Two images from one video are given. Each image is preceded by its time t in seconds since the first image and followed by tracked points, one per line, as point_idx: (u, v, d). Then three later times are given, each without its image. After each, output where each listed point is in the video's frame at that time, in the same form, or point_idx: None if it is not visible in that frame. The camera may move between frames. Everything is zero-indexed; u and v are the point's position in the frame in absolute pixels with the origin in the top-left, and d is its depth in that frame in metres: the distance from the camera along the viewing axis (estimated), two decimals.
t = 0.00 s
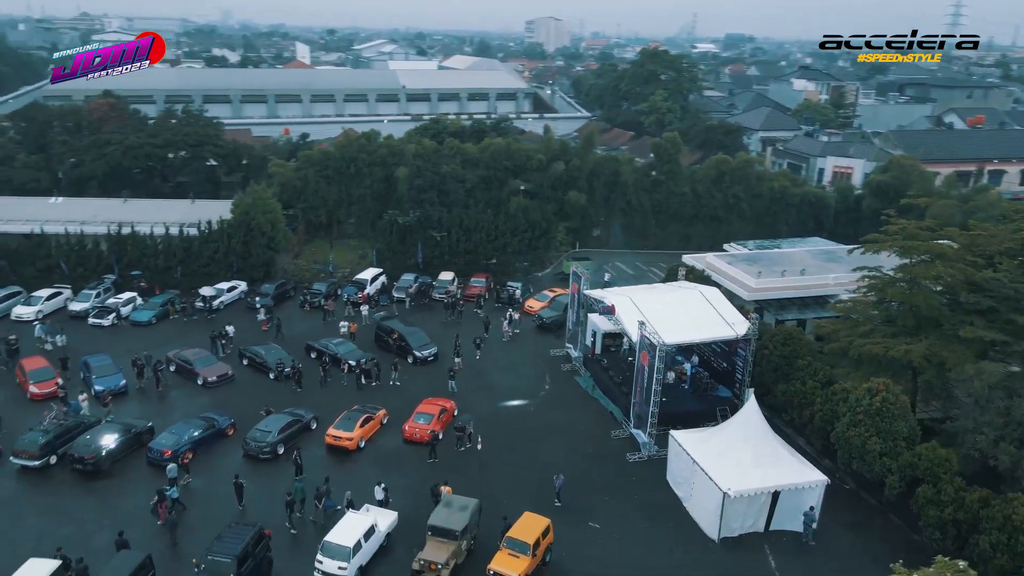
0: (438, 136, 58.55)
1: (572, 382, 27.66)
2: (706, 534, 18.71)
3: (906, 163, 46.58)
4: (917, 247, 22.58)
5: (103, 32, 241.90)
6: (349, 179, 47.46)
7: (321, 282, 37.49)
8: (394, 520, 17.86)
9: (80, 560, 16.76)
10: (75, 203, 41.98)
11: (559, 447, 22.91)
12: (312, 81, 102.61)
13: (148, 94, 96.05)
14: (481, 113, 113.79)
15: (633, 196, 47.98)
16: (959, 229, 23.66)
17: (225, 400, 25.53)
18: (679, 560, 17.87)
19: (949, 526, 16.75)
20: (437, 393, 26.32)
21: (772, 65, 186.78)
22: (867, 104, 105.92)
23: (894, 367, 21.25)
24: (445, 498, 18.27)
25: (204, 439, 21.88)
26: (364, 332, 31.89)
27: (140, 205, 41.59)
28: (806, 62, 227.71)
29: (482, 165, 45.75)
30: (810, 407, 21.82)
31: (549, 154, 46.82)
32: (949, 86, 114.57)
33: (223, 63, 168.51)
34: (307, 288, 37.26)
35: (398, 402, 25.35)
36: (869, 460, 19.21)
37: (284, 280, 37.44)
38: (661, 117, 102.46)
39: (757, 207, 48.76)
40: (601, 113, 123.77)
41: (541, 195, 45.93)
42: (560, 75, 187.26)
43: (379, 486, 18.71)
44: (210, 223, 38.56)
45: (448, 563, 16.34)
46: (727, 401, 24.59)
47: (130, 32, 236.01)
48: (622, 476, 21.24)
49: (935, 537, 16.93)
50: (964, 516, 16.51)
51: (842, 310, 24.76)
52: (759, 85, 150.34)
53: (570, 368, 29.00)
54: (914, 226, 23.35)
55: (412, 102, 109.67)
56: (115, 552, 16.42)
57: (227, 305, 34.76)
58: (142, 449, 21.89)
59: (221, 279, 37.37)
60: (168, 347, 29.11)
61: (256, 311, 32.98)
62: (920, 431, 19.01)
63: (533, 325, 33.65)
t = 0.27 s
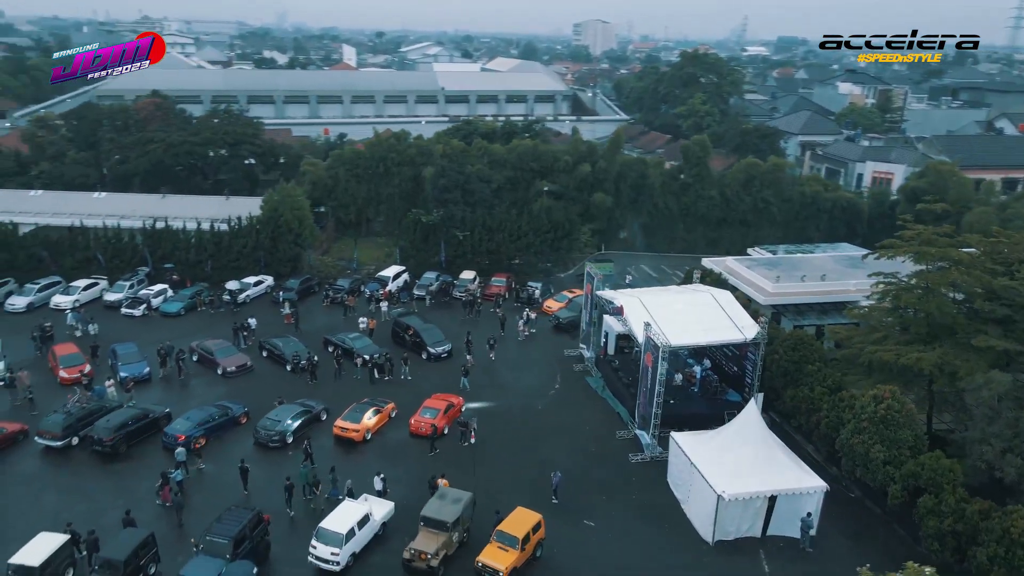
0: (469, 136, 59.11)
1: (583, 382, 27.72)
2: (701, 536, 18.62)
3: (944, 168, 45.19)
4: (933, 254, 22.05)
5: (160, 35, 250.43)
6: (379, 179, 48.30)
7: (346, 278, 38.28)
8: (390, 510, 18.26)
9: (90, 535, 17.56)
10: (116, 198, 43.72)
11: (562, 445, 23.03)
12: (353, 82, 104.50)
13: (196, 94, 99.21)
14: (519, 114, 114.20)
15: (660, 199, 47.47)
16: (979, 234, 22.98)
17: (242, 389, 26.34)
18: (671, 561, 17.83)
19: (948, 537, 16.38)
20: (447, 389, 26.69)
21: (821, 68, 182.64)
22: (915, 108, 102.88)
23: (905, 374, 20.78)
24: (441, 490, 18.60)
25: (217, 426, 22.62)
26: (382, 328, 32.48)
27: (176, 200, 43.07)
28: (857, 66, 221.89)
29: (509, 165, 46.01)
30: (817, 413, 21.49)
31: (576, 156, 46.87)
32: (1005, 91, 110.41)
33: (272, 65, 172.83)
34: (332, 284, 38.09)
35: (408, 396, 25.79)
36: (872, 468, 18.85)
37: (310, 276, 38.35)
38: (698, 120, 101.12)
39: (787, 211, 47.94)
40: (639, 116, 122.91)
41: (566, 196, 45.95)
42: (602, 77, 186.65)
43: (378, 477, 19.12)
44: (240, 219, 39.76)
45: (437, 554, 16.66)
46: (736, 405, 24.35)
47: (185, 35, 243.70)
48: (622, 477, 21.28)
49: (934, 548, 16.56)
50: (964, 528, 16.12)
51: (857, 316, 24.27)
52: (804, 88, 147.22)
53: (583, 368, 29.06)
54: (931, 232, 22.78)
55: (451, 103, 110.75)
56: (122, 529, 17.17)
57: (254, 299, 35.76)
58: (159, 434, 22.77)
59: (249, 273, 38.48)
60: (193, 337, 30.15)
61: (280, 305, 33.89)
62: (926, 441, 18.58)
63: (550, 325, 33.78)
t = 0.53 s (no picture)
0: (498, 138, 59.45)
1: (593, 382, 27.75)
2: (696, 538, 18.57)
3: (981, 174, 43.88)
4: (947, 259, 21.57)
5: (209, 38, 257.23)
6: (406, 178, 49.00)
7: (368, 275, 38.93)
8: (388, 501, 18.69)
9: (101, 514, 18.38)
10: (152, 194, 45.24)
11: (566, 444, 23.16)
12: (390, 83, 105.82)
13: (238, 94, 101.74)
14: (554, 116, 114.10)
15: (685, 201, 47.02)
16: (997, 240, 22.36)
17: (259, 380, 27.09)
18: (663, 561, 17.85)
19: (946, 547, 16.05)
20: (456, 385, 27.04)
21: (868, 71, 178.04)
22: (962, 113, 99.73)
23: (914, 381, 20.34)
24: (438, 483, 18.96)
25: (230, 414, 23.31)
26: (399, 325, 32.99)
27: (209, 197, 44.36)
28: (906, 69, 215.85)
29: (534, 166, 46.24)
30: (823, 419, 21.19)
31: (601, 158, 46.84)
32: None
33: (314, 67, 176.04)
34: (354, 281, 38.80)
35: (417, 391, 26.21)
36: (874, 475, 18.51)
37: (333, 272, 39.12)
38: (735, 123, 99.56)
39: (816, 216, 47.11)
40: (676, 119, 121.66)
41: (591, 198, 45.88)
42: (642, 80, 185.37)
43: (378, 468, 19.54)
44: (268, 216, 40.77)
45: (429, 544, 17.01)
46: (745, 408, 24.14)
47: (232, 37, 249.83)
48: (622, 476, 21.32)
49: (931, 558, 16.25)
50: (961, 538, 15.78)
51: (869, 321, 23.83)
52: (848, 92, 143.86)
53: (594, 368, 29.11)
54: (946, 237, 22.23)
55: (487, 105, 111.33)
56: (130, 509, 17.94)
57: (278, 293, 36.65)
58: (176, 420, 23.60)
59: (275, 268, 39.43)
60: (216, 329, 31.08)
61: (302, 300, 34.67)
62: (929, 448, 18.22)
63: (566, 325, 33.84)
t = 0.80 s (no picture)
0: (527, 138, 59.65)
1: (603, 381, 27.74)
2: (692, 539, 18.53)
3: (1020, 179, 42.44)
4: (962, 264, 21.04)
5: (257, 40, 263.53)
6: (433, 178, 49.55)
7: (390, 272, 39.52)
8: (387, 491, 19.08)
9: (114, 494, 19.21)
10: (187, 190, 46.71)
11: (570, 441, 23.25)
12: (427, 84, 106.89)
13: (279, 94, 104.03)
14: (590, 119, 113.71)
15: (711, 204, 46.50)
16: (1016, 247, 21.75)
17: (276, 372, 27.83)
18: (657, 560, 17.84)
19: (943, 557, 15.75)
20: (466, 381, 27.36)
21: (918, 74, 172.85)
22: (1013, 117, 96.28)
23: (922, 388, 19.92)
24: (436, 475, 19.29)
25: (244, 404, 24.03)
26: (416, 322, 33.44)
27: (241, 193, 45.60)
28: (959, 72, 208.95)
29: (559, 167, 46.30)
30: (829, 425, 20.87)
31: (627, 159, 46.63)
32: None
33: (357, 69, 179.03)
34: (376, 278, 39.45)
35: (427, 386, 26.62)
36: (876, 483, 18.20)
37: (357, 269, 39.85)
38: (773, 126, 97.81)
39: (845, 221, 46.17)
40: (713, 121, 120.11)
41: (615, 200, 45.71)
42: (682, 82, 183.45)
43: (380, 459, 19.95)
44: (295, 213, 41.72)
45: (422, 535, 17.36)
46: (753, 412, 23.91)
47: (279, 40, 255.42)
48: (624, 475, 21.32)
49: (928, 567, 15.95)
50: (958, 548, 15.47)
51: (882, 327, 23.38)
52: (895, 95, 140.02)
53: (606, 368, 29.11)
54: (962, 242, 21.70)
55: (522, 107, 111.56)
56: (140, 490, 18.70)
57: (302, 288, 37.50)
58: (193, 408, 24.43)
59: (300, 264, 40.33)
60: (239, 322, 31.99)
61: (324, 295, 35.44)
62: (933, 456, 17.85)
63: (583, 325, 33.88)
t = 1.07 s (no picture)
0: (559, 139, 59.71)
1: (615, 381, 27.74)
2: (687, 540, 18.47)
3: None
4: (977, 270, 20.50)
5: (307, 42, 269.34)
6: (462, 177, 50.04)
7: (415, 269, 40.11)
8: (387, 480, 19.56)
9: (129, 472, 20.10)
10: (224, 187, 48.24)
11: (575, 440, 23.36)
12: (466, 85, 107.75)
13: (322, 95, 106.25)
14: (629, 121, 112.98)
15: (740, 208, 45.82)
16: None
17: (295, 363, 28.61)
18: (649, 559, 17.87)
19: (938, 566, 15.43)
20: (478, 377, 27.70)
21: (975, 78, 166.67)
22: None
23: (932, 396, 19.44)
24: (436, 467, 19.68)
25: (260, 393, 24.80)
26: (435, 319, 33.85)
27: (274, 190, 46.87)
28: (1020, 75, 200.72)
29: (586, 168, 46.22)
30: (835, 431, 20.51)
31: (655, 161, 46.28)
32: None
33: (403, 70, 181.28)
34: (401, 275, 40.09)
35: (439, 382, 27.04)
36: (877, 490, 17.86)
37: (382, 266, 40.56)
38: (816, 130, 95.67)
39: (879, 226, 45.09)
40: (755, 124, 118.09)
41: (642, 201, 45.41)
42: (727, 85, 180.75)
43: (383, 449, 20.42)
44: (325, 210, 42.67)
45: (417, 524, 17.74)
46: (763, 416, 23.58)
47: (327, 41, 260.36)
48: (624, 474, 21.39)
49: None
50: (954, 558, 15.14)
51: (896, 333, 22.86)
52: (948, 99, 135.45)
53: (619, 368, 29.10)
54: (979, 248, 21.11)
55: (561, 108, 111.52)
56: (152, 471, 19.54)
57: (328, 284, 38.34)
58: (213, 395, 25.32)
59: (328, 260, 41.28)
60: (263, 314, 32.95)
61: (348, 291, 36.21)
62: (937, 465, 17.46)
63: (601, 326, 33.90)
